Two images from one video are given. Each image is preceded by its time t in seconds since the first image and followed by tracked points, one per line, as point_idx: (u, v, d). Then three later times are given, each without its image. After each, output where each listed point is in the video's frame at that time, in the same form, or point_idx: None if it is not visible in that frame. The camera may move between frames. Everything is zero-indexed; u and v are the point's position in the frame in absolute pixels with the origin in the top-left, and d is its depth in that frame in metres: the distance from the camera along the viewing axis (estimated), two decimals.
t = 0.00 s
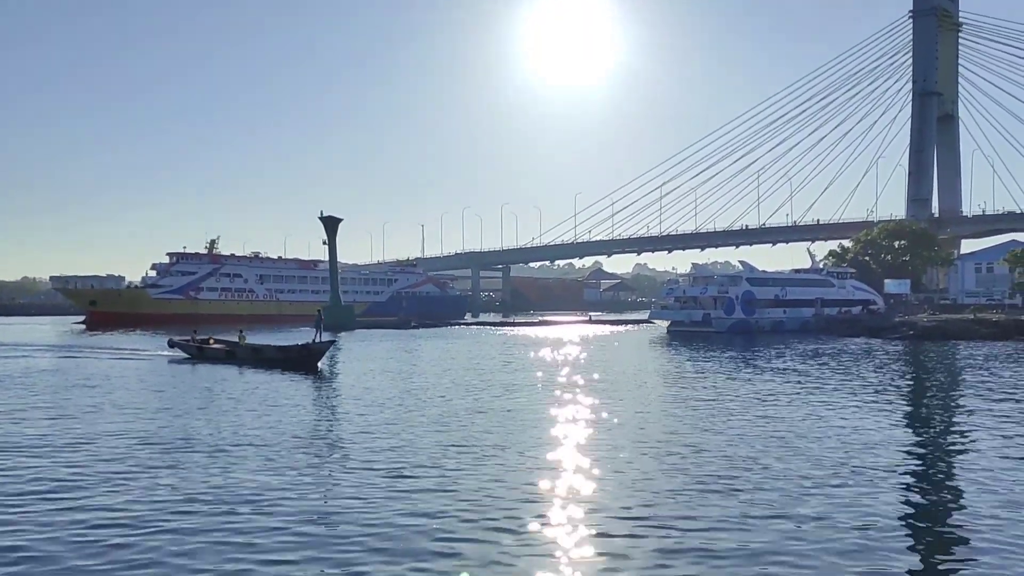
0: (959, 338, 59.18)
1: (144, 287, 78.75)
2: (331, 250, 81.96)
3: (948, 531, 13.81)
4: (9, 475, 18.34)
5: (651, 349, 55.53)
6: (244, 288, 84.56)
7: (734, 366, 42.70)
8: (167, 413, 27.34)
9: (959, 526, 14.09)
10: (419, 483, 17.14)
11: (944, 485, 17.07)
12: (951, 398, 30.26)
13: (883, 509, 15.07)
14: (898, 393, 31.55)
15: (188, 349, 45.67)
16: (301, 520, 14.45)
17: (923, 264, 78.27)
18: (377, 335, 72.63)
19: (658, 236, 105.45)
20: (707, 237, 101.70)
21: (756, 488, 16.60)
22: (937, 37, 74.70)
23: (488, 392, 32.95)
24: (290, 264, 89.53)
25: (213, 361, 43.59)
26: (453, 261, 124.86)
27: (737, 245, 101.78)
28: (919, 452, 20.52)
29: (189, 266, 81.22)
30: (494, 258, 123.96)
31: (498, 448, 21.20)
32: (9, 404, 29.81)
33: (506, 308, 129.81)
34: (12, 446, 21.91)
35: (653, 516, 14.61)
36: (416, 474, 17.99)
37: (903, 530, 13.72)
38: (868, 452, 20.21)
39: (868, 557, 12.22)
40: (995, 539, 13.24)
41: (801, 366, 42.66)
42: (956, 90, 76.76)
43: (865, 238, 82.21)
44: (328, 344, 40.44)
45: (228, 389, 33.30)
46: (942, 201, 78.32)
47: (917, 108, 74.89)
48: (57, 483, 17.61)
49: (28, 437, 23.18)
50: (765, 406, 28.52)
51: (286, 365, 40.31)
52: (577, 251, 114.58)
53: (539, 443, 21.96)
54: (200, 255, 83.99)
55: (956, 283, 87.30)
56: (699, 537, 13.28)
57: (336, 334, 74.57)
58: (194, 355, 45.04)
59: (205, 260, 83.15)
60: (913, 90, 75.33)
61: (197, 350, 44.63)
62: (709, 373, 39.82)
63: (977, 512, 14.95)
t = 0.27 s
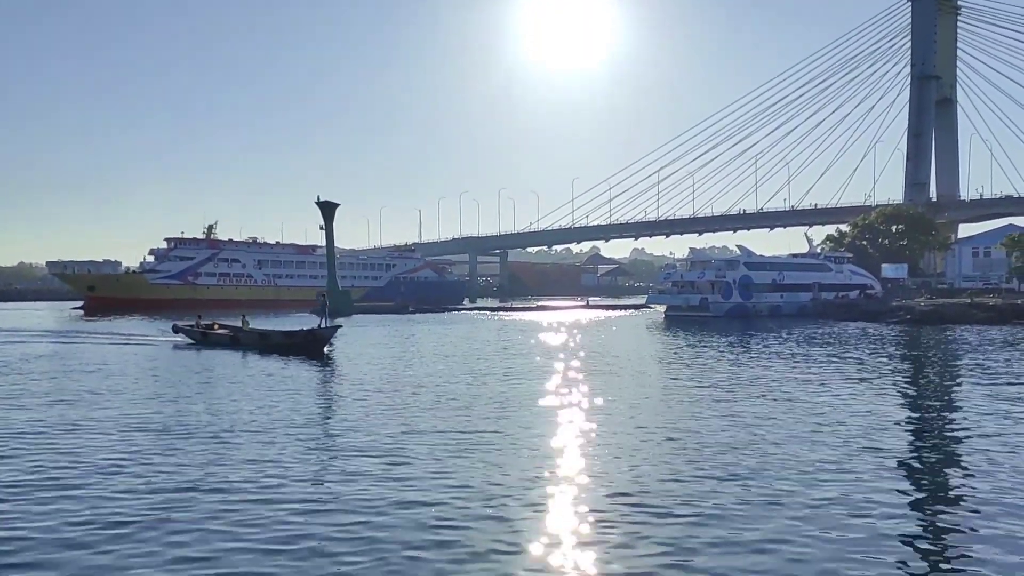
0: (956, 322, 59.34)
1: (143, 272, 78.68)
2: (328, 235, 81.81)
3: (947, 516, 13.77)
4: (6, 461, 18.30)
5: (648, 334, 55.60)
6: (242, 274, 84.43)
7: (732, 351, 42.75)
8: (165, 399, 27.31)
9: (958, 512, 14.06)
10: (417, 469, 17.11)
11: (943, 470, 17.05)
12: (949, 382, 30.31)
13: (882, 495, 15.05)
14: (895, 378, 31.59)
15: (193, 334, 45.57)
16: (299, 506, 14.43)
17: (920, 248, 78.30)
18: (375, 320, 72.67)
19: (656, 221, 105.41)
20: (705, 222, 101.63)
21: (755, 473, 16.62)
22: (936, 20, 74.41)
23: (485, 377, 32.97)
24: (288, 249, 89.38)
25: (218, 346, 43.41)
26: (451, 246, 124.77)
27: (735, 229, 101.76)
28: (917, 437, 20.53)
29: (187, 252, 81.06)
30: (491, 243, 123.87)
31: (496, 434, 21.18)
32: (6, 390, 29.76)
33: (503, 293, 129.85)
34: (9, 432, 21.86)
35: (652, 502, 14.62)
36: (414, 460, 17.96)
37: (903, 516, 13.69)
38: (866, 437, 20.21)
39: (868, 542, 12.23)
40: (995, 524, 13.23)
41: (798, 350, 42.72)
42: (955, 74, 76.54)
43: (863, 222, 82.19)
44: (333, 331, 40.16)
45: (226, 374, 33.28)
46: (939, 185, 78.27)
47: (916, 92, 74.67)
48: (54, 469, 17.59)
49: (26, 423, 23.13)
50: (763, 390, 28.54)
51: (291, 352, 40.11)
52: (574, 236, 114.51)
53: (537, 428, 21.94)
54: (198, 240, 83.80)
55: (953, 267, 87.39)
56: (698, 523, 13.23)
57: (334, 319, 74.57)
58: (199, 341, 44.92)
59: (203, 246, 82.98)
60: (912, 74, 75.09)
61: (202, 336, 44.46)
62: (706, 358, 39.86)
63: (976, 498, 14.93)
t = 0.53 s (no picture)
0: (952, 305, 59.56)
1: (141, 256, 78.61)
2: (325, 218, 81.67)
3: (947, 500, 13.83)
4: (7, 446, 18.31)
5: (646, 317, 55.68)
6: (241, 258, 84.31)
7: (729, 334, 42.86)
8: (164, 382, 27.33)
9: (958, 496, 14.12)
10: (419, 453, 17.16)
11: (942, 454, 17.13)
12: (946, 365, 30.45)
13: (882, 478, 15.11)
14: (893, 361, 31.73)
15: (198, 318, 45.48)
16: (298, 490, 14.41)
17: (918, 231, 78.39)
18: (374, 304, 72.72)
19: (653, 204, 105.40)
20: (702, 205, 101.57)
21: (753, 457, 16.63)
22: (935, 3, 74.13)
23: (484, 361, 33.04)
24: (286, 233, 89.23)
25: (223, 330, 43.37)
26: (448, 230, 124.62)
27: (733, 213, 101.75)
28: (916, 420, 20.62)
29: (185, 235, 80.91)
30: (489, 227, 123.73)
31: (496, 417, 21.23)
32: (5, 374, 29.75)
33: (501, 277, 129.85)
34: (10, 416, 21.88)
35: (653, 485, 14.67)
36: (415, 444, 18.02)
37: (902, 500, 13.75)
38: (865, 421, 20.30)
39: (867, 527, 12.25)
40: (994, 509, 13.25)
41: (795, 333, 42.86)
42: (953, 57, 76.33)
43: (860, 206, 82.21)
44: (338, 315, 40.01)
45: (225, 358, 33.32)
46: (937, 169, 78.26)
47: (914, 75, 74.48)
48: (53, 453, 17.57)
49: (26, 408, 23.15)
50: (761, 374, 28.64)
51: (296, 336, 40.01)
52: (571, 220, 114.43)
53: (536, 412, 22.00)
54: (196, 224, 83.61)
55: (949, 250, 87.58)
56: (701, 506, 13.28)
57: (332, 303, 74.61)
58: (203, 325, 44.92)
59: (201, 229, 82.82)
60: (910, 56, 74.83)
61: (207, 320, 44.43)
62: (704, 341, 39.97)
63: (975, 481, 15.01)
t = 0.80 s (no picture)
0: (950, 288, 59.64)
1: (140, 238, 78.46)
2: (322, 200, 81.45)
3: (942, 483, 13.92)
4: (6, 428, 18.35)
5: (643, 300, 55.69)
6: (240, 240, 84.19)
7: (727, 317, 42.93)
8: (163, 365, 27.37)
9: (953, 479, 14.20)
10: (417, 436, 17.25)
11: (938, 436, 17.22)
12: (943, 348, 30.57)
13: (879, 461, 15.17)
14: (890, 344, 31.83)
15: (203, 302, 45.47)
16: (296, 473, 14.41)
17: (916, 214, 78.38)
18: (372, 286, 72.66)
19: (651, 187, 105.19)
20: (700, 187, 101.38)
21: (751, 440, 16.65)
22: None
23: (481, 344, 33.04)
24: (285, 215, 89.05)
25: (230, 313, 43.34)
26: (446, 212, 124.42)
27: (732, 195, 101.57)
28: (912, 402, 20.72)
29: (184, 218, 80.76)
30: (487, 209, 123.52)
31: (494, 400, 21.33)
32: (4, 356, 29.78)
33: (499, 260, 129.76)
34: (9, 399, 21.92)
35: (650, 467, 14.77)
36: (414, 427, 18.08)
37: (898, 483, 13.82)
38: (862, 404, 20.38)
39: (863, 510, 12.28)
40: (991, 493, 13.28)
41: (793, 316, 42.94)
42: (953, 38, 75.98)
43: (858, 188, 82.14)
44: (345, 297, 39.83)
45: (224, 341, 33.34)
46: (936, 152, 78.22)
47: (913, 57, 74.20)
48: (51, 436, 17.55)
49: (25, 390, 23.19)
50: (759, 357, 28.71)
51: (303, 320, 39.85)
52: (569, 203, 114.24)
53: (534, 395, 22.06)
54: (194, 206, 83.39)
55: (948, 233, 87.51)
56: (699, 489, 13.35)
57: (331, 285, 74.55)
58: (210, 308, 45.03)
59: (200, 212, 82.64)
60: (910, 38, 74.48)
61: (213, 303, 44.46)
62: (702, 324, 40.04)
63: (971, 464, 15.09)
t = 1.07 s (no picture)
0: (948, 273, 59.72)
1: (139, 223, 78.36)
2: (321, 185, 81.28)
3: (937, 467, 13.96)
4: (5, 413, 18.40)
5: (642, 285, 55.74)
6: (239, 224, 84.09)
7: (726, 301, 42.96)
8: (162, 350, 27.40)
9: (947, 463, 14.26)
10: (414, 421, 17.29)
11: (934, 421, 17.26)
12: (940, 333, 30.60)
13: (875, 446, 15.22)
14: (888, 328, 31.87)
15: (209, 286, 45.39)
16: (292, 458, 14.42)
17: (915, 198, 78.31)
18: (370, 271, 72.62)
19: (651, 171, 105.04)
20: (699, 172, 101.22)
21: (747, 425, 16.69)
22: None
23: (480, 328, 33.08)
24: (284, 199, 88.90)
25: (236, 298, 43.18)
26: (445, 197, 124.22)
27: (731, 180, 101.45)
28: (908, 387, 20.76)
29: (183, 202, 80.62)
30: (486, 194, 123.30)
31: (492, 384, 21.38)
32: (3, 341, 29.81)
33: (498, 245, 129.66)
34: (8, 384, 21.96)
35: (647, 451, 14.80)
36: (411, 412, 18.11)
37: (893, 467, 13.86)
38: (859, 388, 20.42)
39: (858, 495, 12.30)
40: (986, 478, 13.29)
41: (791, 301, 42.98)
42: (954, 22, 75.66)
43: (857, 172, 82.01)
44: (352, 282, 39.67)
45: (222, 325, 33.38)
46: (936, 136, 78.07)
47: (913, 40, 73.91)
48: (48, 422, 17.56)
49: (24, 375, 23.23)
50: (757, 341, 28.74)
51: (311, 305, 39.69)
52: (568, 187, 114.07)
53: (532, 380, 22.10)
54: (193, 190, 83.22)
55: (947, 217, 87.47)
56: (695, 473, 13.39)
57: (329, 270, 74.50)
58: (216, 292, 44.84)
59: (199, 196, 82.50)
60: (910, 22, 74.18)
61: (219, 287, 44.30)
62: (700, 309, 40.07)
63: (966, 448, 15.14)
